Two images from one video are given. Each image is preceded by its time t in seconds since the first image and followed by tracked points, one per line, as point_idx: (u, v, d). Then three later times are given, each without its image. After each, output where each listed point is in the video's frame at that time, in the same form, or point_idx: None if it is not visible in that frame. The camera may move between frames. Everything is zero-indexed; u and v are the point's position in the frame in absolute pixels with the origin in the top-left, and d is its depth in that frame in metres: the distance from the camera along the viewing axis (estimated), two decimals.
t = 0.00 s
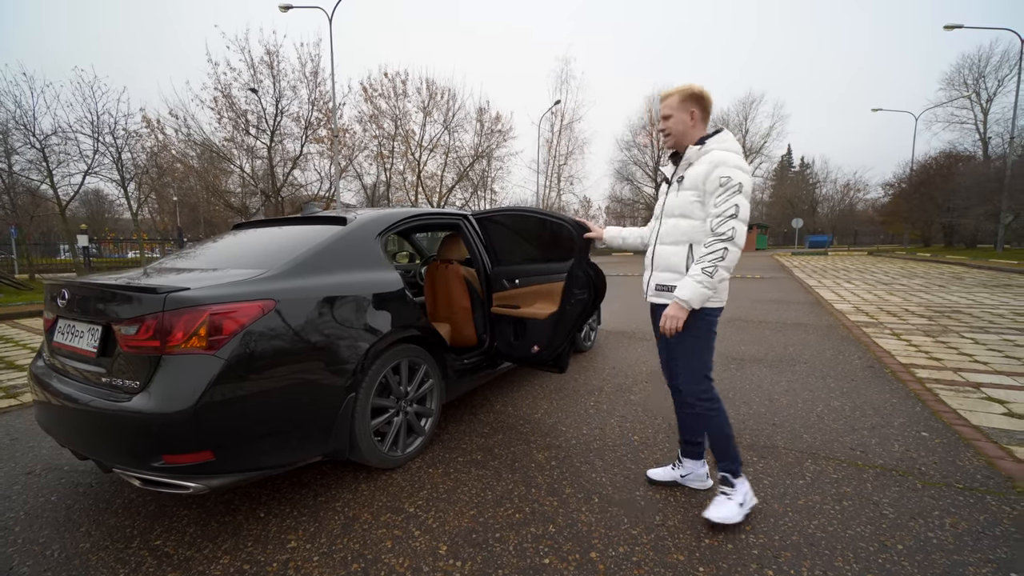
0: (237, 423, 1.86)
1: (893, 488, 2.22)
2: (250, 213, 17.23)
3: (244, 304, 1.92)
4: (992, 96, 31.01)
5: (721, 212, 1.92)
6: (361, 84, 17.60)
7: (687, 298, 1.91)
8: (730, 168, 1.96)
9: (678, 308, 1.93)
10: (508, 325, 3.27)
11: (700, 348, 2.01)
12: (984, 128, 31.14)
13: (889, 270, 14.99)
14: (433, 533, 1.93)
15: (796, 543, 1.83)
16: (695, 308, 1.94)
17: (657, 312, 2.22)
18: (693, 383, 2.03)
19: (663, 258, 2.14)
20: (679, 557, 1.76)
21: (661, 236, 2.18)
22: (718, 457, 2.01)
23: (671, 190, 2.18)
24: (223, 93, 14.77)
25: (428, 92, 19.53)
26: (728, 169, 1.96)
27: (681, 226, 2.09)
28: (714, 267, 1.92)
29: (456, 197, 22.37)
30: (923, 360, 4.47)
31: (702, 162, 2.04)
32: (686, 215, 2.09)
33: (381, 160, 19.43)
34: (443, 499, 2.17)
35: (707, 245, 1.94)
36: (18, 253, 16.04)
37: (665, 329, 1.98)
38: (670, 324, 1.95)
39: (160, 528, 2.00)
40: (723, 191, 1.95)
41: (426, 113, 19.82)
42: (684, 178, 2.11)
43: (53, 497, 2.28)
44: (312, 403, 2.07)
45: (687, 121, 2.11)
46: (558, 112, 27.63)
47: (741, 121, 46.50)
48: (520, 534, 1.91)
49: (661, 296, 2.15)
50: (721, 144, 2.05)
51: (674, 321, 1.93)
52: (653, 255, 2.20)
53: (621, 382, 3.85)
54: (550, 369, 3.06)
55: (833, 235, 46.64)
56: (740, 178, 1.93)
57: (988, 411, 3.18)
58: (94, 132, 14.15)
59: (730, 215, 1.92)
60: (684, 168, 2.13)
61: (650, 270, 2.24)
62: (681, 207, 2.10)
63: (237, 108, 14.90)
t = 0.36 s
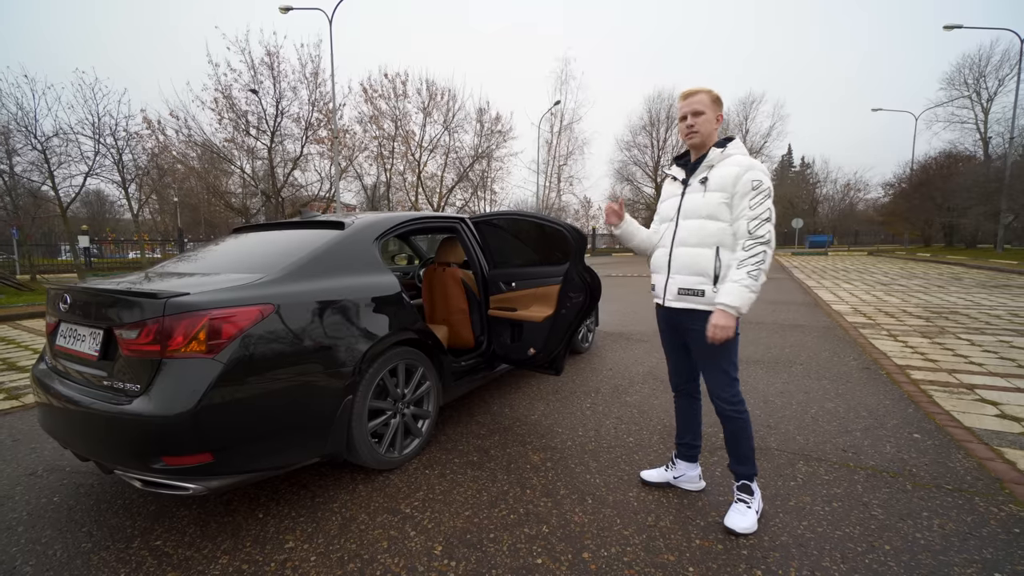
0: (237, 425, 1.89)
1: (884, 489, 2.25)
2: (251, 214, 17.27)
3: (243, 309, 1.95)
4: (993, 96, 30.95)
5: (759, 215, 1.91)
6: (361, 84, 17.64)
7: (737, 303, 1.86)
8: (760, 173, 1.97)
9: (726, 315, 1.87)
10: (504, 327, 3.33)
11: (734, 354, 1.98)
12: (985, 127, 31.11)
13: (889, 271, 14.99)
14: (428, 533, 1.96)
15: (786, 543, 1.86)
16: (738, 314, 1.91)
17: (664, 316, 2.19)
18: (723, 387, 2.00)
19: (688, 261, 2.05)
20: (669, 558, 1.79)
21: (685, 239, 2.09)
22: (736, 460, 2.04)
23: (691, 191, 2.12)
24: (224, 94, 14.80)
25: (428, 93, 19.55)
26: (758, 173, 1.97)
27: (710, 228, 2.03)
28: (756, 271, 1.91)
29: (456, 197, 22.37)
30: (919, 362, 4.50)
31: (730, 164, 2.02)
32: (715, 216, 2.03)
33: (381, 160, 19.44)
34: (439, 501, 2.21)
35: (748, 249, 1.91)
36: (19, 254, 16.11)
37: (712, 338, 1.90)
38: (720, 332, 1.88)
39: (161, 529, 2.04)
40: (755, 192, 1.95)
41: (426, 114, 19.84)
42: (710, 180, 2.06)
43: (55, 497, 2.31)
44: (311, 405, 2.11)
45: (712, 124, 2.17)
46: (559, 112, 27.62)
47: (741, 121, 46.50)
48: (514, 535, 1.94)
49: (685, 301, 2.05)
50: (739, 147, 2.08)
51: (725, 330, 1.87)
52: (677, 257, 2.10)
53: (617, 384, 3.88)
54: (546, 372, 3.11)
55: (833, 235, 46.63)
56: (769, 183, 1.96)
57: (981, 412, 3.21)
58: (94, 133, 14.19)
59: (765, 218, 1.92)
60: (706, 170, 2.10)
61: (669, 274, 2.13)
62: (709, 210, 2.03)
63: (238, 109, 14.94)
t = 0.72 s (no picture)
0: (232, 427, 1.91)
1: (875, 492, 2.26)
2: (253, 215, 17.33)
3: (238, 312, 1.98)
4: (997, 95, 30.81)
5: (789, 216, 1.95)
6: (362, 85, 17.70)
7: (783, 307, 1.86)
8: (781, 174, 2.01)
9: (771, 321, 1.87)
10: (501, 330, 3.35)
11: (747, 361, 1.98)
12: (988, 127, 30.97)
13: (890, 271, 14.96)
14: (421, 535, 1.98)
15: (774, 546, 1.87)
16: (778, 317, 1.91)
17: (675, 320, 2.19)
18: (735, 394, 2.00)
19: (720, 266, 2.01)
20: (658, 560, 1.81)
21: (713, 242, 2.05)
22: (734, 465, 2.04)
23: (714, 192, 2.08)
24: (226, 95, 14.87)
25: (429, 93, 19.60)
26: (780, 175, 2.01)
27: (740, 230, 2.01)
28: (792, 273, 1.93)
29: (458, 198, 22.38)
30: (916, 363, 4.50)
31: (754, 164, 2.02)
32: (744, 219, 2.02)
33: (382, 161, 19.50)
34: (432, 502, 2.23)
35: (783, 250, 1.93)
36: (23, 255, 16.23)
37: (758, 345, 1.89)
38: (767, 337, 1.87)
39: (157, 530, 2.06)
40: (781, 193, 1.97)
41: (427, 115, 19.88)
42: (734, 181, 2.04)
43: (54, 498, 2.35)
44: (307, 407, 2.13)
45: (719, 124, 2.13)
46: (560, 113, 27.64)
47: (743, 121, 46.44)
48: (506, 536, 1.96)
49: (717, 306, 2.00)
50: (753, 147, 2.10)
51: (771, 336, 1.86)
52: (707, 261, 2.04)
53: (614, 385, 3.90)
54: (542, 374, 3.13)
55: (836, 235, 46.49)
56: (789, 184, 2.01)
57: (976, 414, 3.22)
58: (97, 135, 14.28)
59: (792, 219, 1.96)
60: (728, 170, 2.07)
61: (696, 279, 2.07)
62: (737, 212, 2.02)
63: (240, 111, 15.01)
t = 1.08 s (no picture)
0: (227, 428, 1.93)
1: (872, 496, 2.24)
2: (258, 216, 17.45)
3: (234, 315, 2.00)
4: (1007, 93, 30.46)
5: (806, 220, 1.90)
6: (367, 87, 17.80)
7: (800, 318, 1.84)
8: (796, 174, 1.95)
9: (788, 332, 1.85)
10: (498, 331, 3.36)
11: (761, 368, 1.97)
12: (998, 125, 30.62)
13: (897, 271, 14.88)
14: (415, 536, 1.99)
15: (768, 549, 1.87)
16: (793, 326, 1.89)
17: (687, 327, 2.19)
18: (742, 399, 1.99)
19: (737, 278, 1.99)
20: (650, 563, 1.81)
21: (729, 253, 2.02)
22: (731, 470, 2.02)
23: (726, 200, 2.04)
24: (232, 97, 15.01)
25: (433, 94, 19.66)
26: (795, 176, 1.95)
27: (755, 240, 1.98)
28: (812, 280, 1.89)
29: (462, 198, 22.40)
30: (920, 365, 4.46)
31: (767, 168, 1.96)
32: (760, 227, 1.98)
33: (386, 162, 19.58)
34: (427, 503, 2.24)
35: (801, 256, 1.89)
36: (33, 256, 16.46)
37: (775, 356, 1.87)
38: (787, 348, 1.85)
39: (155, 529, 2.08)
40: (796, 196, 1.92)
41: (431, 115, 19.94)
42: (747, 188, 1.99)
43: (56, 497, 2.38)
44: (303, 407, 2.15)
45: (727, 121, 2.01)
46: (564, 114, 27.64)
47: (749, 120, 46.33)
48: (499, 538, 1.96)
49: (734, 318, 1.99)
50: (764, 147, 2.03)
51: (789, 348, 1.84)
52: (723, 274, 2.02)
53: (613, 387, 3.89)
54: (539, 376, 3.13)
55: (843, 235, 46.14)
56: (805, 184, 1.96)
57: (978, 418, 3.18)
58: (105, 136, 14.44)
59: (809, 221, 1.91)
60: (740, 176, 2.02)
61: (713, 292, 2.05)
62: (751, 221, 1.98)
63: (245, 112, 15.14)
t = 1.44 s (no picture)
0: (231, 418, 1.96)
1: (877, 491, 2.22)
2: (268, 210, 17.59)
3: (238, 306, 2.02)
4: None
5: (817, 217, 1.87)
6: (375, 80, 17.80)
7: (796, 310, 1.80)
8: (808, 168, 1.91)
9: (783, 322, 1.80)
10: (502, 324, 3.36)
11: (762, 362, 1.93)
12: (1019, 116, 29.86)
13: (911, 266, 14.61)
14: (416, 525, 2.01)
15: (770, 543, 1.86)
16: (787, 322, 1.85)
17: (684, 320, 2.16)
18: (743, 395, 1.96)
19: (739, 272, 1.96)
20: (650, 555, 1.81)
21: (733, 246, 1.99)
22: (733, 464, 2.01)
23: (734, 193, 2.00)
24: (241, 91, 15.10)
25: (441, 87, 19.60)
26: (808, 170, 1.90)
27: (761, 234, 1.94)
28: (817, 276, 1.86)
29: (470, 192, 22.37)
30: (931, 360, 4.39)
31: (778, 160, 1.91)
32: (767, 221, 1.94)
33: (394, 156, 19.60)
34: (430, 493, 2.26)
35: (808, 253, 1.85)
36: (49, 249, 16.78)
37: (764, 346, 1.80)
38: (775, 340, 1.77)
39: (164, 516, 2.12)
40: (806, 191, 1.88)
41: (439, 109, 19.90)
42: (756, 181, 1.95)
43: (69, 484, 2.43)
44: (306, 397, 2.17)
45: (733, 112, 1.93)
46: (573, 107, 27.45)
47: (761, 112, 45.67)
48: (499, 528, 1.97)
49: (733, 312, 1.96)
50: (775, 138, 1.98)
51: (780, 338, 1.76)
52: (725, 267, 2.00)
53: (618, 380, 3.88)
54: (542, 368, 3.14)
55: (856, 229, 45.45)
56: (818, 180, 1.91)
57: (990, 414, 3.13)
58: (116, 132, 14.62)
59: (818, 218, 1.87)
60: (748, 168, 1.98)
61: (714, 285, 2.02)
62: (758, 215, 1.94)
63: (255, 107, 15.24)
